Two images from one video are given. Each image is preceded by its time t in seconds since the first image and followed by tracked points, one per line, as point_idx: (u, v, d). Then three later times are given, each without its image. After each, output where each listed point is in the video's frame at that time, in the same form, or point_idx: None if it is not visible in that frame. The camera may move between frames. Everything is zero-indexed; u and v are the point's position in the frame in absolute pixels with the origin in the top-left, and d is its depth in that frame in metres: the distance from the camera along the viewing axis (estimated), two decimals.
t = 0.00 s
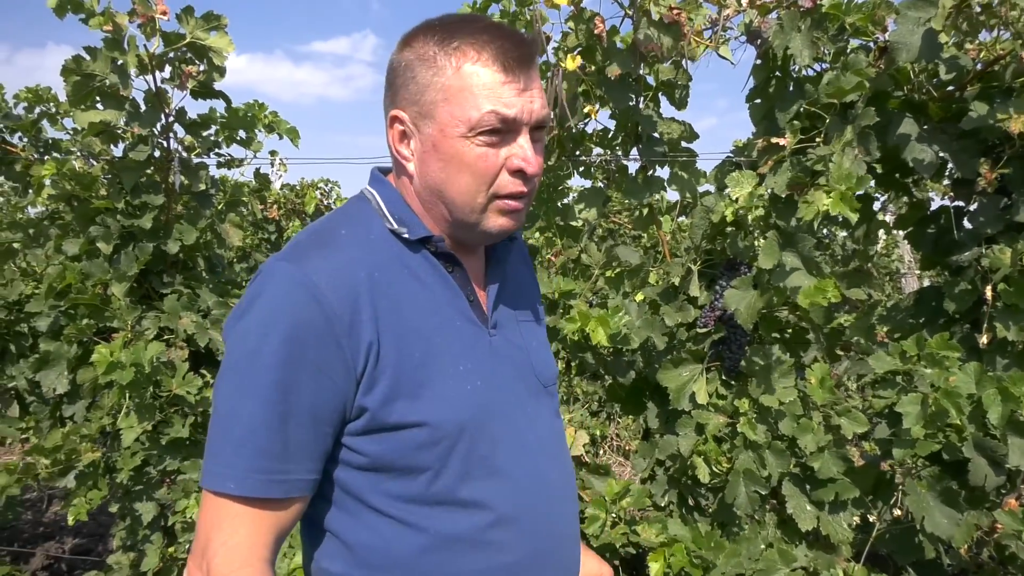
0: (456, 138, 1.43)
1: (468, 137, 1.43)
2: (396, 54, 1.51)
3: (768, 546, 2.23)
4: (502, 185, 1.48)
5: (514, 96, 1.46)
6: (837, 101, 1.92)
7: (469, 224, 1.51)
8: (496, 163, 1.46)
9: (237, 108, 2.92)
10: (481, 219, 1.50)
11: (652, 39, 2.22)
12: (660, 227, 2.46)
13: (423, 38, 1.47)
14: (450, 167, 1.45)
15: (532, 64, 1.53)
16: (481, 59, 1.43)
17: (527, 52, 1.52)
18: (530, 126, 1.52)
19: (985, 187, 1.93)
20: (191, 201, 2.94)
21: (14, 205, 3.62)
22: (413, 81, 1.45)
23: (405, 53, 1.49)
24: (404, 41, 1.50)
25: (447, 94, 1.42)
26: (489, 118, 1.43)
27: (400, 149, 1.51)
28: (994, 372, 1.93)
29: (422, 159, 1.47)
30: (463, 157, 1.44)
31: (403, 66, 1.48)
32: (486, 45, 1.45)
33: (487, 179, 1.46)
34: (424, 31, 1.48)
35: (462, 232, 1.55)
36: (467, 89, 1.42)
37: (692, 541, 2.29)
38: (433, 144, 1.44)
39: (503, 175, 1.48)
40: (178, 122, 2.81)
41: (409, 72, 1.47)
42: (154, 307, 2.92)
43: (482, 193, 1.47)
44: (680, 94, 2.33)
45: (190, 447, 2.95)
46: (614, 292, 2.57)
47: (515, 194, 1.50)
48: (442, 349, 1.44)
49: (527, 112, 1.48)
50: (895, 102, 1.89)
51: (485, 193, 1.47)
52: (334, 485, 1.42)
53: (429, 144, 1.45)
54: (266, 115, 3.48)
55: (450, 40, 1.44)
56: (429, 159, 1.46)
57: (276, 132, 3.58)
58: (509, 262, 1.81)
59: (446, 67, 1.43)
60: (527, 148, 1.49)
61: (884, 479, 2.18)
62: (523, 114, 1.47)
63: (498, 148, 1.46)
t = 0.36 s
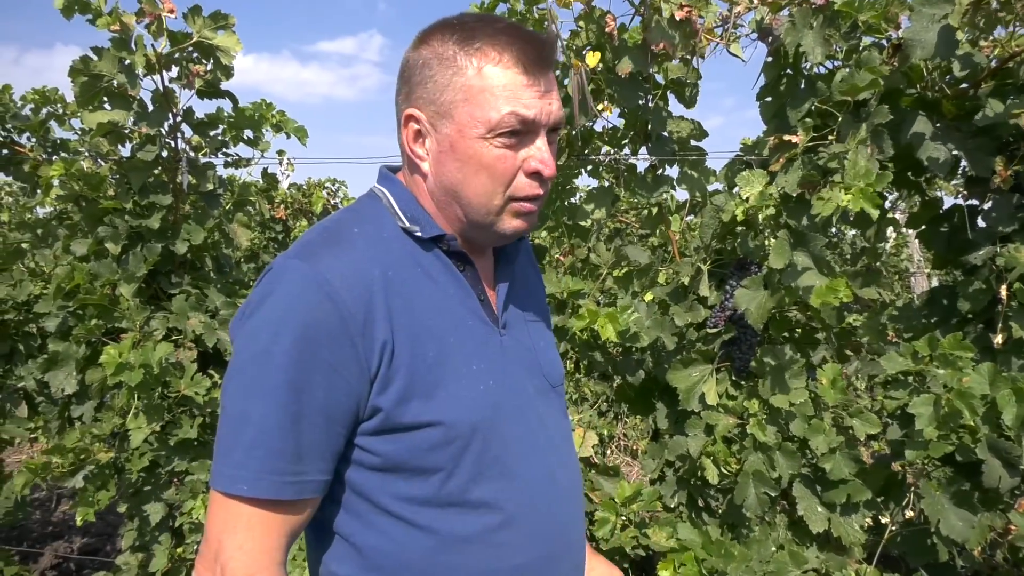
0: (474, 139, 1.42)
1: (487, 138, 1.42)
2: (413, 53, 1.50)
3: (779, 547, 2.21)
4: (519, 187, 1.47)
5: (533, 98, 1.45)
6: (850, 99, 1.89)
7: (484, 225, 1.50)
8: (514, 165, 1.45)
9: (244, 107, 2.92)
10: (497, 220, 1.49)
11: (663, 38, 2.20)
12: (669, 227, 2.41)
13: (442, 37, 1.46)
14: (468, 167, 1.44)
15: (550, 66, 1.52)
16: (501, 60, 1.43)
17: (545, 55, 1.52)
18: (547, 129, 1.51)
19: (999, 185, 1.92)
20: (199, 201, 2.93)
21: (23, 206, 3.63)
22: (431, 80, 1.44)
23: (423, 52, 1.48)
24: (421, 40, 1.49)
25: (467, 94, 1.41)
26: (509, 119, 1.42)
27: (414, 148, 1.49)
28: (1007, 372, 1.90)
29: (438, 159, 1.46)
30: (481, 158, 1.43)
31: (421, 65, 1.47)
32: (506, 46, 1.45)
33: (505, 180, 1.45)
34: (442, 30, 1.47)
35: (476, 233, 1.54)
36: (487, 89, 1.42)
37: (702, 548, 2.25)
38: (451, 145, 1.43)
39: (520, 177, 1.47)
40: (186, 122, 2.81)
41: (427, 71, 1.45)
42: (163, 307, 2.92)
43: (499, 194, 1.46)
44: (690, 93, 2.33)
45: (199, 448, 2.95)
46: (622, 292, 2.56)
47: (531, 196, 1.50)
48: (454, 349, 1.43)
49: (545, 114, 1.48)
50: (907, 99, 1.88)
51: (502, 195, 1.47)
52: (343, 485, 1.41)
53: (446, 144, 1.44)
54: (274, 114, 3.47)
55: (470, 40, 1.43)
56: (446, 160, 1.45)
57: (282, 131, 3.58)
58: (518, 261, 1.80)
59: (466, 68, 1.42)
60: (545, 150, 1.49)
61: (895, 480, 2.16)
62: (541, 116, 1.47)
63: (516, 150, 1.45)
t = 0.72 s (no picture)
0: (491, 144, 1.42)
1: (505, 143, 1.42)
2: (421, 57, 1.48)
3: (786, 548, 2.19)
4: (534, 188, 1.49)
5: (548, 102, 1.46)
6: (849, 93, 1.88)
7: (497, 227, 1.51)
8: (529, 168, 1.46)
9: (245, 107, 2.91)
10: (511, 222, 1.50)
11: (666, 32, 2.20)
12: (673, 226, 2.42)
13: (453, 41, 1.44)
14: (484, 172, 1.44)
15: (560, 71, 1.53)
16: (517, 66, 1.43)
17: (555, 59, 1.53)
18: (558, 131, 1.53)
19: (1004, 181, 1.88)
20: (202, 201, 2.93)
21: (25, 207, 3.62)
22: (445, 86, 1.43)
23: (434, 55, 1.45)
24: (430, 43, 1.47)
25: (484, 100, 1.41)
26: (526, 124, 1.43)
27: (426, 154, 1.47)
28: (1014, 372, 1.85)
29: (452, 165, 1.45)
30: (498, 162, 1.43)
31: (432, 69, 1.45)
32: (520, 51, 1.45)
33: (520, 184, 1.46)
34: (452, 34, 1.46)
35: (485, 233, 1.55)
36: (503, 95, 1.41)
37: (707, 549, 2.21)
38: (468, 150, 1.43)
39: (534, 180, 1.48)
40: (188, 122, 2.81)
41: (439, 76, 1.44)
42: (166, 308, 2.92)
43: (515, 197, 1.47)
44: (694, 91, 2.31)
45: (202, 449, 2.95)
46: (626, 291, 2.56)
47: (544, 198, 1.51)
48: (453, 347, 1.42)
49: (559, 116, 1.49)
50: (912, 95, 1.85)
51: (517, 198, 1.48)
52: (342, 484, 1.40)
53: (462, 150, 1.43)
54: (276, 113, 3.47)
55: (484, 44, 1.43)
56: (461, 165, 1.44)
57: (283, 130, 3.58)
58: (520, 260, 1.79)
59: (482, 72, 1.41)
60: (558, 152, 1.50)
61: (902, 479, 2.15)
62: (556, 120, 1.48)
63: (531, 153, 1.46)
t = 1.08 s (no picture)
0: (508, 136, 1.42)
1: (521, 134, 1.42)
2: (428, 52, 1.47)
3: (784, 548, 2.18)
4: (549, 180, 1.49)
5: (560, 93, 1.47)
6: (843, 89, 1.88)
7: (513, 219, 1.50)
8: (545, 159, 1.46)
9: (242, 106, 2.91)
10: (528, 214, 1.50)
11: (664, 29, 2.18)
12: (671, 225, 2.41)
13: (462, 35, 1.44)
14: (502, 164, 1.43)
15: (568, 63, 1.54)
16: (529, 58, 1.43)
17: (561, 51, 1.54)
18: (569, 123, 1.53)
19: (1004, 180, 1.86)
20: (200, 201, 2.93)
21: (24, 207, 3.63)
22: (457, 79, 1.42)
23: (443, 51, 1.45)
24: (437, 39, 1.47)
25: (499, 92, 1.41)
26: (541, 115, 1.43)
27: (439, 149, 1.46)
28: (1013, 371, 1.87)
29: (468, 159, 1.44)
30: (515, 154, 1.43)
31: (443, 64, 1.44)
32: (530, 43, 1.45)
33: (537, 175, 1.46)
34: (460, 28, 1.46)
35: (499, 227, 1.53)
36: (516, 87, 1.41)
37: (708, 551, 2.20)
38: (484, 143, 1.42)
39: (549, 170, 1.48)
40: (186, 122, 2.80)
41: (451, 69, 1.43)
42: (164, 308, 2.92)
43: (532, 189, 1.47)
44: (691, 89, 2.31)
45: (200, 450, 2.95)
46: (625, 291, 2.55)
47: (559, 189, 1.51)
48: (456, 349, 1.41)
49: (571, 108, 1.49)
50: (910, 94, 1.85)
51: (533, 190, 1.47)
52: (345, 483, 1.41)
53: (478, 143, 1.42)
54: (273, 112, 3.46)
55: (494, 37, 1.43)
56: (477, 158, 1.43)
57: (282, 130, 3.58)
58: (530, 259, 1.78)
59: (495, 65, 1.41)
60: (571, 142, 1.50)
61: (901, 479, 2.15)
62: (568, 111, 1.48)
63: (546, 144, 1.46)
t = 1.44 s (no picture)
0: (518, 145, 1.43)
1: (532, 143, 1.43)
2: (440, 58, 1.48)
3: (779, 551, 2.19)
4: (557, 189, 1.50)
5: (571, 103, 1.48)
6: (835, 93, 1.90)
7: (520, 227, 1.51)
8: (553, 168, 1.47)
9: (241, 109, 2.92)
10: (534, 222, 1.51)
11: (654, 38, 2.21)
12: (668, 229, 2.41)
13: (475, 43, 1.45)
14: (511, 173, 1.44)
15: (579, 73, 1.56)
16: (542, 68, 1.44)
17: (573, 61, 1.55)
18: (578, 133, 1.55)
19: (997, 186, 1.89)
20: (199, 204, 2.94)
21: (24, 210, 3.64)
22: (470, 87, 1.43)
23: (455, 57, 1.46)
24: (449, 45, 1.48)
25: (511, 101, 1.42)
26: (552, 125, 1.44)
27: (449, 155, 1.46)
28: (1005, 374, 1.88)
29: (478, 166, 1.45)
30: (524, 163, 1.44)
31: (455, 71, 1.45)
32: (543, 53, 1.46)
33: (545, 184, 1.47)
34: (473, 36, 1.47)
35: (506, 235, 1.54)
36: (529, 96, 1.43)
37: (702, 553, 2.22)
38: (494, 151, 1.43)
39: (557, 180, 1.49)
40: (185, 125, 2.81)
41: (464, 76, 1.44)
42: (162, 311, 2.93)
43: (539, 198, 1.48)
44: (687, 95, 2.33)
45: (198, 452, 2.96)
46: (622, 294, 2.55)
47: (566, 198, 1.52)
48: (458, 353, 1.42)
49: (580, 118, 1.51)
50: (904, 99, 1.87)
51: (541, 198, 1.48)
52: (344, 485, 1.42)
53: (489, 151, 1.43)
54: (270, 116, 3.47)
55: (507, 46, 1.44)
56: (487, 166, 1.44)
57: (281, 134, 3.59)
58: (535, 267, 1.78)
59: (508, 74, 1.42)
60: (579, 153, 1.52)
61: (897, 482, 2.16)
62: (578, 121, 1.50)
63: (555, 154, 1.47)
